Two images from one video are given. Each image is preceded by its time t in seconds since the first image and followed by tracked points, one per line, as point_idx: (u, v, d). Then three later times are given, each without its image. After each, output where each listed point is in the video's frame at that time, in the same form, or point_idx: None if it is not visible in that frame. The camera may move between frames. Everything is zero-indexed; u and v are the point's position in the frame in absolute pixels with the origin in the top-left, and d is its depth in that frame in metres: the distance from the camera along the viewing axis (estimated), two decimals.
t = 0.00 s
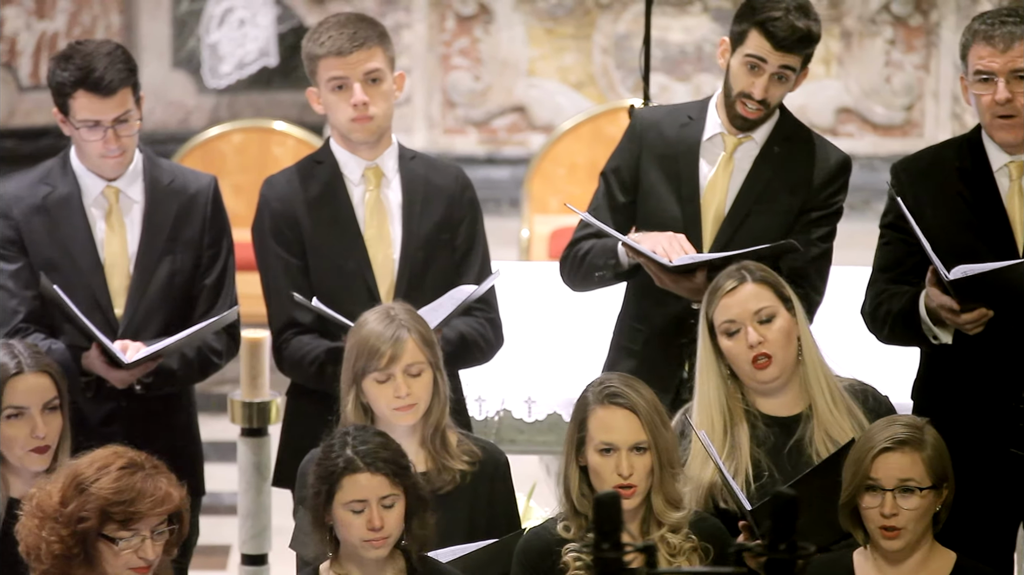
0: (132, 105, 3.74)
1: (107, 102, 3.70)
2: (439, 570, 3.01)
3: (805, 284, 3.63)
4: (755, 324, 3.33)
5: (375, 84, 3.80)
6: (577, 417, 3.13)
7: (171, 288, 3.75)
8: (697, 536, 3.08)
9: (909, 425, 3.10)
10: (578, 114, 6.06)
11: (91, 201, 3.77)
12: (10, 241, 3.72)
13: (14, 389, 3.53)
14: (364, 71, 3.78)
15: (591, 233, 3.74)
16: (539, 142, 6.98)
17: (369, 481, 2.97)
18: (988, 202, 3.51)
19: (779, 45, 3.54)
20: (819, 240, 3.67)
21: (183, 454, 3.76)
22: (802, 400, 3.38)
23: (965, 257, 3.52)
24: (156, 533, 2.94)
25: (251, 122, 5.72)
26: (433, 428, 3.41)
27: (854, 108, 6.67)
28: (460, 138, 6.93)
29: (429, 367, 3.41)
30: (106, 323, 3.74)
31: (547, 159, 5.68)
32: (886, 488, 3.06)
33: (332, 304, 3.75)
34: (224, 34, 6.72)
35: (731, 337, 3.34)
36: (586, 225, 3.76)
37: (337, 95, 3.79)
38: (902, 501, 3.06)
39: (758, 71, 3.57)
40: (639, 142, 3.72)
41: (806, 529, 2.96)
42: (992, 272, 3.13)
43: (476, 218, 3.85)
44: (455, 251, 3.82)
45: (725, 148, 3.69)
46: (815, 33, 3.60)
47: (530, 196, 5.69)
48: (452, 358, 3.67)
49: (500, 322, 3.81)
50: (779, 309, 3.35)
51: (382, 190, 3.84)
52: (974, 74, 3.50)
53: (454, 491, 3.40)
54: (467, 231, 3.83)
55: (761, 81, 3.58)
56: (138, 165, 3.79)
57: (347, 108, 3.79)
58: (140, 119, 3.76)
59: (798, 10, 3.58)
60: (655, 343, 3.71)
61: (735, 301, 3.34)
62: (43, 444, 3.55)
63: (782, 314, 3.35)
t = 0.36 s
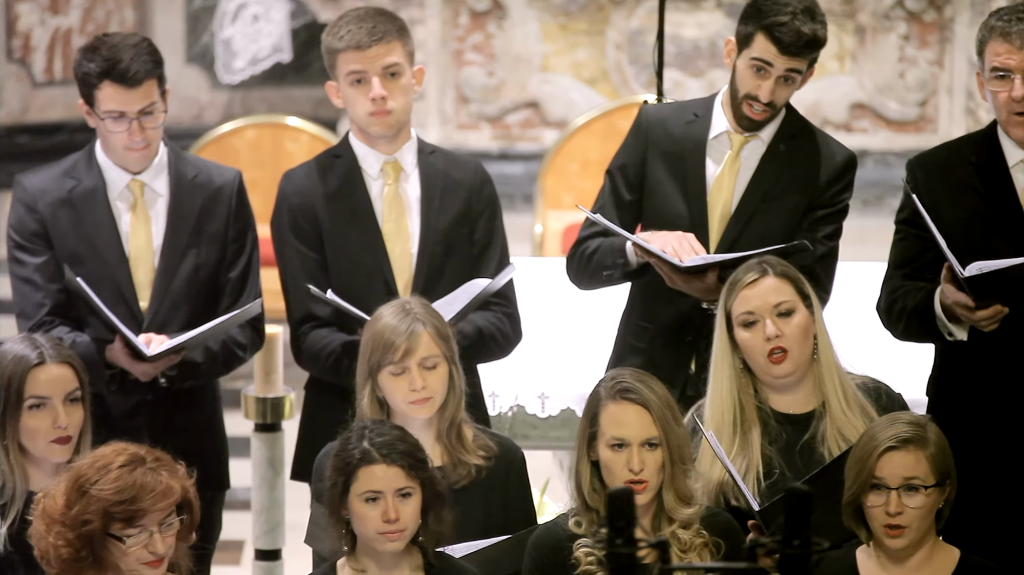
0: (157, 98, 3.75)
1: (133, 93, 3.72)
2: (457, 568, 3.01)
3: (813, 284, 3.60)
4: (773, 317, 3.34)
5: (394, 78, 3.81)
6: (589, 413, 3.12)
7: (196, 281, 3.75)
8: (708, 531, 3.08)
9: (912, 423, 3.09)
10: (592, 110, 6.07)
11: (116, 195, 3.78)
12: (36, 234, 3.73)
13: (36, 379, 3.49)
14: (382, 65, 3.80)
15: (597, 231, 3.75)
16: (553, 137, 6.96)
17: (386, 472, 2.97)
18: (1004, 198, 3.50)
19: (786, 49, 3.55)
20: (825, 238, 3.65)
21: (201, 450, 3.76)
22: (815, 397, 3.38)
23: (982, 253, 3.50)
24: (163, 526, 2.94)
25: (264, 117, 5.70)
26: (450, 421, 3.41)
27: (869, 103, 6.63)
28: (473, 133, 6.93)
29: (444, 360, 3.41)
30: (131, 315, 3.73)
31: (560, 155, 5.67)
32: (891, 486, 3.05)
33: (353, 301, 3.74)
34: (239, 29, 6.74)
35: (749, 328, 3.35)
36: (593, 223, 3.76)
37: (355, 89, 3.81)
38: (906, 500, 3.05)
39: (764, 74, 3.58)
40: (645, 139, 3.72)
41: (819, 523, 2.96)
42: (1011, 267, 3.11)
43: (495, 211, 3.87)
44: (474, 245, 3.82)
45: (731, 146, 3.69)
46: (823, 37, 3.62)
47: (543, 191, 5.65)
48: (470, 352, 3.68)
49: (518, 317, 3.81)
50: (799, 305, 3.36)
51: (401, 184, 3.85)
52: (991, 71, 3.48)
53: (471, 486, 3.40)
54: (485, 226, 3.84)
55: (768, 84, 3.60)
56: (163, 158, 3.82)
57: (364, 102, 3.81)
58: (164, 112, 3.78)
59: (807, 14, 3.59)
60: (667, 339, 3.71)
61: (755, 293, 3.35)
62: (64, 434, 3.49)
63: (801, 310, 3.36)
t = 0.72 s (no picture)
0: (183, 89, 3.78)
1: (160, 83, 3.75)
2: (474, 566, 3.01)
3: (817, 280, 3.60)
4: (790, 313, 3.35)
5: (412, 74, 3.82)
6: (603, 406, 3.14)
7: (220, 278, 3.75)
8: (718, 528, 3.08)
9: (921, 418, 3.09)
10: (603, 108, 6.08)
11: (141, 190, 3.80)
12: (61, 229, 3.74)
13: (55, 375, 3.43)
14: (402, 61, 3.80)
15: (603, 230, 3.77)
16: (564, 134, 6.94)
17: (404, 468, 2.98)
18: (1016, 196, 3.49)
19: (791, 48, 3.54)
20: (832, 234, 3.64)
21: (217, 446, 3.76)
22: (828, 395, 3.37)
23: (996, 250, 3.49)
24: (171, 523, 2.94)
25: (276, 114, 5.69)
26: (465, 418, 3.41)
27: (881, 100, 6.60)
28: (484, 131, 6.92)
29: (460, 355, 3.41)
30: (154, 312, 3.73)
31: (572, 152, 5.65)
32: (900, 480, 3.05)
33: (370, 297, 3.73)
34: (252, 26, 6.75)
35: (765, 322, 3.35)
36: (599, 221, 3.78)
37: (374, 85, 3.81)
38: (915, 494, 3.04)
39: (769, 71, 3.57)
40: (649, 137, 3.72)
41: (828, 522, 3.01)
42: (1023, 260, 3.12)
43: (515, 204, 3.87)
44: (493, 240, 3.83)
45: (736, 143, 3.69)
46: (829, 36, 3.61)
47: (554, 187, 5.62)
48: (490, 346, 3.69)
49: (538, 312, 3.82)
50: (817, 304, 3.36)
51: (420, 180, 3.85)
52: (1004, 72, 3.46)
53: (484, 483, 3.39)
54: (505, 220, 3.84)
55: (773, 82, 3.58)
56: (189, 153, 3.84)
57: (383, 98, 3.80)
58: (190, 104, 3.80)
59: (812, 13, 3.58)
60: (676, 337, 3.70)
61: (773, 287, 3.36)
62: (82, 431, 3.42)
63: (819, 308, 3.36)
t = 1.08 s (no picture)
0: (195, 74, 3.80)
1: (171, 67, 3.77)
2: (492, 567, 3.02)
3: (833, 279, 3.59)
4: (816, 315, 3.34)
5: (434, 73, 3.82)
6: (619, 405, 3.13)
7: (233, 279, 3.76)
8: (733, 531, 3.07)
9: (943, 423, 3.08)
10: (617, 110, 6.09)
11: (154, 192, 3.81)
12: (74, 231, 3.75)
13: (74, 376, 3.42)
14: (423, 60, 3.80)
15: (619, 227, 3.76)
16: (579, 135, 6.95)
17: (421, 468, 2.98)
18: None
19: (809, 43, 3.53)
20: (849, 234, 3.64)
21: (233, 448, 3.77)
22: (847, 398, 3.37)
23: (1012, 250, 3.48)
24: (182, 512, 2.95)
25: (292, 116, 5.71)
26: (485, 419, 3.41)
27: (896, 101, 6.60)
28: (500, 132, 6.90)
29: (480, 355, 3.41)
30: (167, 314, 3.73)
31: (587, 153, 5.65)
32: (919, 485, 3.04)
33: (395, 292, 3.74)
34: (267, 28, 6.77)
35: (790, 321, 3.35)
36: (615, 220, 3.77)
37: (397, 85, 3.81)
38: (933, 499, 3.04)
39: (788, 68, 3.56)
40: (667, 135, 3.72)
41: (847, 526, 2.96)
42: None
43: (538, 203, 3.88)
44: (519, 239, 3.83)
45: (754, 142, 3.68)
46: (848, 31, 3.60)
47: (570, 190, 5.64)
48: (515, 347, 3.69)
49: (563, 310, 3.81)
50: (843, 308, 3.36)
51: (443, 180, 3.85)
52: (1018, 74, 3.46)
53: (503, 485, 3.40)
54: (530, 220, 3.84)
55: (792, 78, 3.57)
56: (202, 155, 3.85)
57: (406, 97, 3.81)
58: (201, 90, 3.81)
59: (829, 9, 3.58)
60: (691, 338, 3.70)
61: (802, 289, 3.35)
62: (99, 435, 3.41)
63: (845, 312, 3.36)
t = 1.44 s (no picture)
0: (192, 77, 3.81)
1: (170, 70, 3.78)
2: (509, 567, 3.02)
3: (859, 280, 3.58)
4: (848, 321, 3.33)
5: (462, 80, 3.83)
6: (641, 407, 3.14)
7: (237, 281, 3.77)
8: (754, 534, 3.06)
9: (972, 427, 3.06)
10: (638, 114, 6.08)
11: (157, 194, 3.82)
12: (78, 235, 3.76)
13: (97, 383, 3.42)
14: (451, 66, 3.81)
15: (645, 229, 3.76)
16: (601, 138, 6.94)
17: (440, 474, 2.98)
18: None
19: (837, 42, 3.54)
20: (876, 235, 3.62)
21: (242, 450, 3.79)
22: (875, 401, 3.36)
23: None
24: (197, 502, 2.96)
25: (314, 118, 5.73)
26: (510, 427, 3.41)
27: (919, 104, 6.57)
28: (522, 134, 6.90)
29: (505, 360, 3.41)
30: (171, 317, 3.74)
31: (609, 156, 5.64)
32: (947, 488, 3.03)
33: (417, 297, 3.75)
34: (289, 30, 6.79)
35: (821, 326, 3.34)
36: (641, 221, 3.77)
37: (425, 93, 3.82)
38: (962, 503, 3.02)
39: (816, 67, 3.56)
40: (693, 136, 3.71)
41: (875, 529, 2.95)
42: None
43: (567, 208, 3.88)
44: (548, 240, 3.83)
45: (780, 143, 3.68)
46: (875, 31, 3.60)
47: (591, 192, 5.64)
48: (545, 358, 3.67)
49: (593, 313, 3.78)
50: (875, 313, 3.34)
51: (472, 187, 3.85)
52: None
53: (528, 489, 3.40)
54: (560, 220, 3.85)
55: (819, 78, 3.57)
56: (204, 157, 3.87)
57: (434, 107, 3.81)
58: (199, 93, 3.82)
59: (857, 8, 3.59)
60: (714, 342, 3.69)
61: (835, 293, 3.34)
62: (122, 442, 3.42)
63: (876, 317, 3.34)
